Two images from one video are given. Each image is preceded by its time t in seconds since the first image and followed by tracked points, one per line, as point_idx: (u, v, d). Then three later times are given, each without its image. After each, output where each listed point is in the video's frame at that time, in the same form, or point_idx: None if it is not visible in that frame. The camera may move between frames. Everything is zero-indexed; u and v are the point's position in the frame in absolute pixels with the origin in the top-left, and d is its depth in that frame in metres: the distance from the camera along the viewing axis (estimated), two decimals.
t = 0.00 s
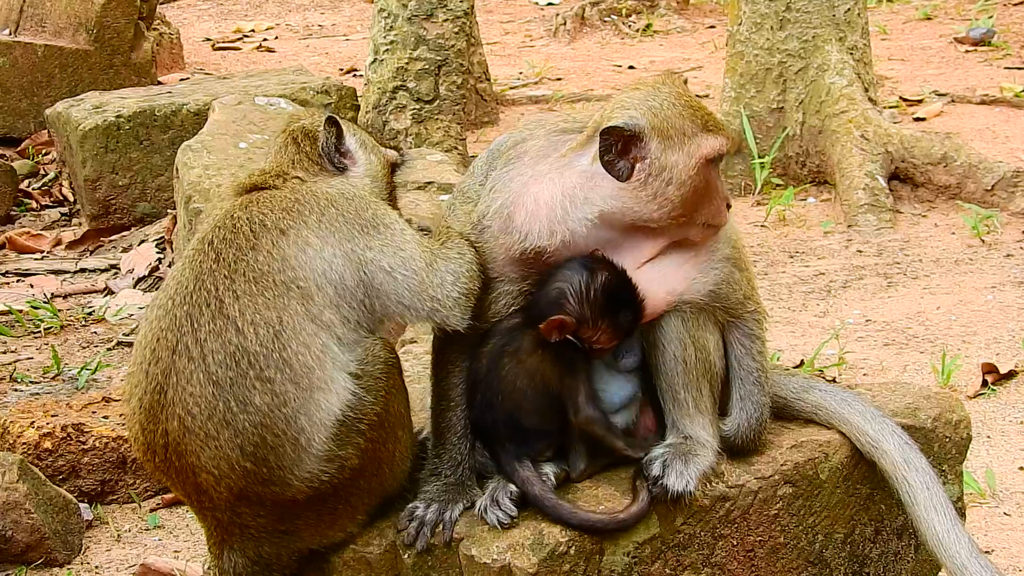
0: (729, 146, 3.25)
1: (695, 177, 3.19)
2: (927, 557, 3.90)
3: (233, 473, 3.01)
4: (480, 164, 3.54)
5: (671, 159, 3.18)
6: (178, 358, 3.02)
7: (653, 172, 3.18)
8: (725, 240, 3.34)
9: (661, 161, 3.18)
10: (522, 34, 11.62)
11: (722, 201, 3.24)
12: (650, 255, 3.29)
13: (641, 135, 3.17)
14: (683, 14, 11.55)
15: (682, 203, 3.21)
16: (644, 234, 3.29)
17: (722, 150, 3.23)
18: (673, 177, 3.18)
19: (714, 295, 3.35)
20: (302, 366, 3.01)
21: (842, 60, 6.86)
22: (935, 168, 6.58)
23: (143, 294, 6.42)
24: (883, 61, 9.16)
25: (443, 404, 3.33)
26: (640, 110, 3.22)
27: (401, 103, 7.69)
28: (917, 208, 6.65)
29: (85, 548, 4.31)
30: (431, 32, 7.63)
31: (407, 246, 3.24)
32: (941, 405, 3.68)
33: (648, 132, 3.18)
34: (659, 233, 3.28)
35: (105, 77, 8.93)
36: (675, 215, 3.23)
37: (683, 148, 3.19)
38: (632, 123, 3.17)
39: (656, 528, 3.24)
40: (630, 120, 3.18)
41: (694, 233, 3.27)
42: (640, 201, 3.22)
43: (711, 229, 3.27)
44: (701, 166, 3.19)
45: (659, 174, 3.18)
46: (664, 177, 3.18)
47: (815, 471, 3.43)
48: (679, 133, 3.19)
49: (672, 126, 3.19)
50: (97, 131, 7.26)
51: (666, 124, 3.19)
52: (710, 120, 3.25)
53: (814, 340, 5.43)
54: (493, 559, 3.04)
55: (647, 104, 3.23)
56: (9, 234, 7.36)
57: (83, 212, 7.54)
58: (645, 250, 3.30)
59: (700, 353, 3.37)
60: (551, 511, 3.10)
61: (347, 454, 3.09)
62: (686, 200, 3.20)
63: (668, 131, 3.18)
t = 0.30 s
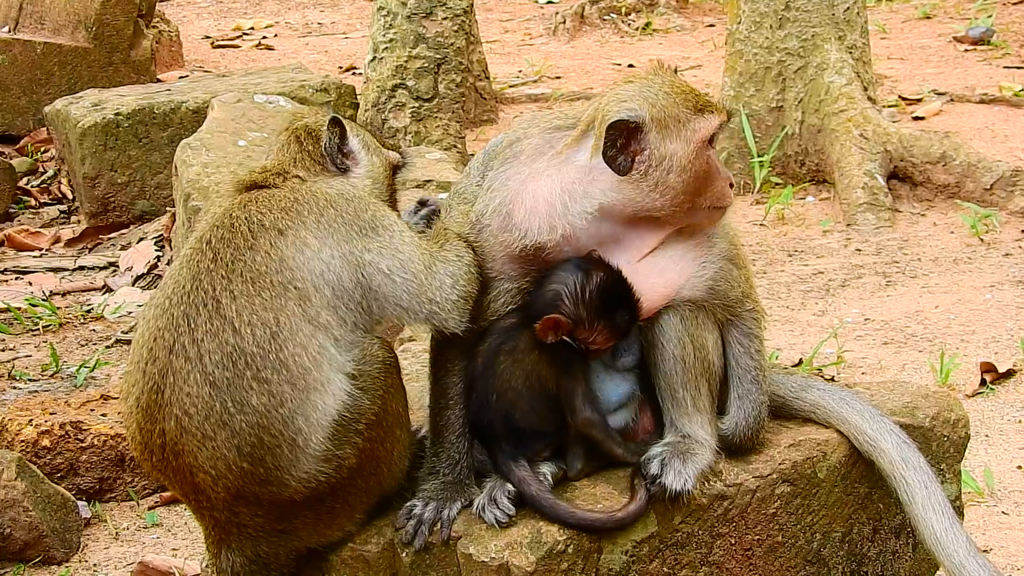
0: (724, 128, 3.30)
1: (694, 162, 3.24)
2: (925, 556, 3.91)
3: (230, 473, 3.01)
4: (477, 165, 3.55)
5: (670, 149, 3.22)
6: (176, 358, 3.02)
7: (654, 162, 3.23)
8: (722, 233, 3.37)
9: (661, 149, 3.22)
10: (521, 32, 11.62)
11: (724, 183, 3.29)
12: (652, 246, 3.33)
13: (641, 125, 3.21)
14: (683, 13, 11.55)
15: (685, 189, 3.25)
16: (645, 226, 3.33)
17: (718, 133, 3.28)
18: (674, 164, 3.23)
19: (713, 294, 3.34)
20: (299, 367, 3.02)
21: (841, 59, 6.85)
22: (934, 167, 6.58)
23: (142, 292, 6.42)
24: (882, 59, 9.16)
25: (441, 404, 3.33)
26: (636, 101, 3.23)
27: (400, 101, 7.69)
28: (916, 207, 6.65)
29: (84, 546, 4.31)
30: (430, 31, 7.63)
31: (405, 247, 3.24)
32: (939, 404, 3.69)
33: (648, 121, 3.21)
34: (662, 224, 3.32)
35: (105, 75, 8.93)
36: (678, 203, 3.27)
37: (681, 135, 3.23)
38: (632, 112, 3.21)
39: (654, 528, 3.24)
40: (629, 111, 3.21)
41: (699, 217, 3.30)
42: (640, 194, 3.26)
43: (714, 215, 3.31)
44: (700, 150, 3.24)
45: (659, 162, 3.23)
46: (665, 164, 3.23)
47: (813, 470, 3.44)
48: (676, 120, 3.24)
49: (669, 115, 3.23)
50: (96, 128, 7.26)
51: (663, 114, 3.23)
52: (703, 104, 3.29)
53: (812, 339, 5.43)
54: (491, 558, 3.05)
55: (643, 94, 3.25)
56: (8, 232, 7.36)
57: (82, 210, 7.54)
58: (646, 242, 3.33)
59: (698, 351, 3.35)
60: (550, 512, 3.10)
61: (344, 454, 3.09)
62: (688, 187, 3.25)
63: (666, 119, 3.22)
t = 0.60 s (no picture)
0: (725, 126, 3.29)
1: (694, 160, 3.24)
2: (924, 555, 3.91)
3: (230, 471, 3.01)
4: (477, 165, 3.55)
5: (669, 147, 3.22)
6: (176, 355, 3.02)
7: (653, 160, 3.23)
8: (723, 232, 3.37)
9: (660, 147, 3.22)
10: (521, 30, 11.62)
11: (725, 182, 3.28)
12: (652, 246, 3.34)
13: (641, 123, 3.21)
14: (682, 12, 11.54)
15: (684, 188, 3.25)
16: (645, 225, 3.33)
17: (719, 131, 3.27)
18: (673, 162, 3.23)
19: (713, 293, 3.34)
20: (299, 366, 3.02)
21: (841, 59, 6.85)
22: (934, 167, 6.58)
23: (141, 290, 6.42)
24: (882, 59, 9.16)
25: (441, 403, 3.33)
26: (636, 100, 3.24)
27: (400, 100, 7.69)
28: (915, 207, 6.65)
29: (83, 543, 4.31)
30: (429, 29, 7.63)
31: (406, 246, 3.23)
32: (939, 404, 3.69)
33: (647, 119, 3.21)
34: (662, 223, 3.32)
35: (104, 72, 8.93)
36: (677, 201, 3.27)
37: (681, 134, 3.23)
38: (631, 110, 3.21)
39: (654, 527, 3.24)
40: (629, 109, 3.21)
41: (699, 215, 3.30)
42: (639, 192, 3.26)
43: (714, 214, 3.31)
44: (700, 148, 3.24)
45: (658, 160, 3.23)
46: (664, 162, 3.23)
47: (813, 469, 3.44)
48: (676, 118, 3.23)
49: (669, 113, 3.23)
50: (96, 126, 7.25)
51: (663, 112, 3.23)
52: (702, 102, 3.29)
53: (812, 338, 5.43)
54: (491, 556, 3.05)
55: (643, 93, 3.26)
56: (8, 229, 7.35)
57: (82, 208, 7.53)
58: (646, 241, 3.34)
59: (698, 351, 3.35)
60: (551, 512, 3.10)
61: (344, 453, 3.09)
62: (687, 185, 3.25)
63: (666, 118, 3.22)
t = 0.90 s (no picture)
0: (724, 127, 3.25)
1: (688, 164, 3.20)
2: (926, 556, 3.91)
3: (231, 470, 3.00)
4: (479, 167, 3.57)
5: (663, 150, 3.19)
6: (178, 353, 3.02)
7: (647, 163, 3.21)
8: (724, 233, 3.36)
9: (654, 150, 3.20)
10: (521, 30, 11.62)
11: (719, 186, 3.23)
12: (652, 249, 3.32)
13: (637, 125, 3.20)
14: (683, 12, 11.55)
15: (678, 191, 3.22)
16: (646, 228, 3.32)
17: (716, 135, 3.22)
18: (665, 165, 3.20)
19: (716, 294, 3.34)
20: (302, 365, 3.02)
21: (842, 59, 6.85)
22: (935, 167, 6.58)
23: (142, 288, 6.42)
24: (883, 59, 9.16)
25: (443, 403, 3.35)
26: (636, 101, 3.23)
27: (401, 98, 7.69)
28: (916, 207, 6.65)
29: (83, 542, 4.31)
30: (430, 28, 7.64)
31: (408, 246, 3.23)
32: (941, 404, 3.69)
33: (643, 121, 3.20)
34: (660, 226, 3.31)
35: (105, 71, 8.93)
36: (672, 204, 3.25)
37: (676, 137, 3.20)
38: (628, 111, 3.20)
39: (657, 526, 3.24)
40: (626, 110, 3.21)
41: (695, 218, 3.27)
42: (636, 194, 3.25)
43: (710, 218, 3.27)
44: (695, 152, 3.20)
45: (653, 163, 3.20)
46: (658, 165, 3.20)
47: (815, 470, 3.44)
48: (672, 121, 3.20)
49: (666, 115, 3.20)
50: (97, 125, 7.25)
51: (661, 114, 3.20)
52: (701, 105, 3.24)
53: (812, 339, 5.44)
54: (493, 556, 3.04)
55: (643, 94, 3.24)
56: (8, 227, 7.34)
57: (82, 206, 7.52)
58: (647, 245, 3.33)
59: (701, 351, 3.36)
60: (552, 512, 3.10)
61: (346, 452, 3.09)
62: (682, 188, 3.22)
63: (662, 120, 3.20)
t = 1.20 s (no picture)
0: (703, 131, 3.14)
1: (655, 170, 3.12)
2: (928, 556, 3.90)
3: (233, 469, 3.00)
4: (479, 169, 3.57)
5: (630, 155, 3.13)
6: (181, 351, 3.02)
7: (616, 169, 3.16)
8: (723, 233, 3.32)
9: (624, 156, 3.14)
10: (522, 30, 11.62)
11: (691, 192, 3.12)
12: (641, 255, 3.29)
13: (608, 131, 3.16)
14: (684, 12, 11.54)
15: (649, 197, 3.15)
16: (631, 235, 3.27)
17: (688, 140, 3.11)
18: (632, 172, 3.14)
19: (718, 296, 3.34)
20: (304, 364, 3.01)
21: (843, 58, 6.84)
22: (937, 167, 6.58)
23: (143, 288, 6.42)
24: (884, 59, 9.16)
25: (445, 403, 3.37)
26: (612, 105, 3.19)
27: (401, 98, 7.68)
28: (917, 207, 6.65)
29: (84, 542, 4.31)
30: (431, 28, 7.65)
31: (410, 247, 3.23)
32: (942, 404, 3.68)
33: (614, 126, 3.15)
34: (641, 232, 3.25)
35: (106, 70, 8.92)
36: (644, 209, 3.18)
37: (643, 143, 3.12)
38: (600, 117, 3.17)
39: (659, 526, 3.25)
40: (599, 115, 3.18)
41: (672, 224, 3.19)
42: (611, 200, 3.19)
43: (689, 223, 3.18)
44: (662, 157, 3.11)
45: (622, 168, 3.15)
46: (627, 172, 3.14)
47: (817, 470, 3.44)
48: (643, 125, 3.13)
49: (637, 119, 3.13)
50: (98, 124, 7.25)
51: (632, 119, 3.14)
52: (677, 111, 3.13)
53: (813, 338, 5.44)
54: (494, 557, 3.04)
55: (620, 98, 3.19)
56: (10, 227, 7.34)
57: (83, 206, 7.52)
58: (636, 250, 3.28)
59: (700, 353, 3.36)
60: (554, 510, 3.10)
61: (348, 452, 3.09)
62: (654, 194, 3.14)
63: (632, 125, 3.13)
